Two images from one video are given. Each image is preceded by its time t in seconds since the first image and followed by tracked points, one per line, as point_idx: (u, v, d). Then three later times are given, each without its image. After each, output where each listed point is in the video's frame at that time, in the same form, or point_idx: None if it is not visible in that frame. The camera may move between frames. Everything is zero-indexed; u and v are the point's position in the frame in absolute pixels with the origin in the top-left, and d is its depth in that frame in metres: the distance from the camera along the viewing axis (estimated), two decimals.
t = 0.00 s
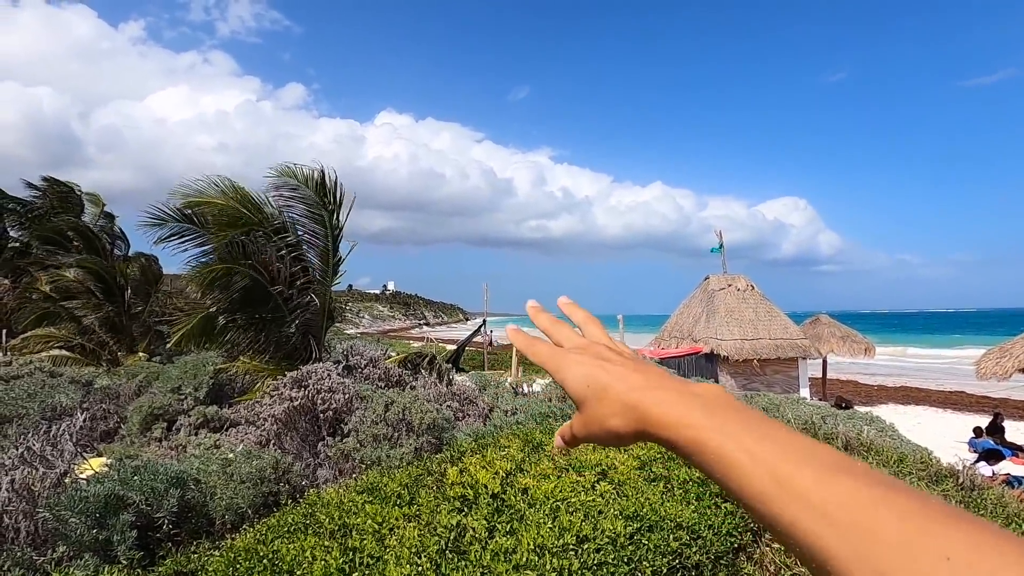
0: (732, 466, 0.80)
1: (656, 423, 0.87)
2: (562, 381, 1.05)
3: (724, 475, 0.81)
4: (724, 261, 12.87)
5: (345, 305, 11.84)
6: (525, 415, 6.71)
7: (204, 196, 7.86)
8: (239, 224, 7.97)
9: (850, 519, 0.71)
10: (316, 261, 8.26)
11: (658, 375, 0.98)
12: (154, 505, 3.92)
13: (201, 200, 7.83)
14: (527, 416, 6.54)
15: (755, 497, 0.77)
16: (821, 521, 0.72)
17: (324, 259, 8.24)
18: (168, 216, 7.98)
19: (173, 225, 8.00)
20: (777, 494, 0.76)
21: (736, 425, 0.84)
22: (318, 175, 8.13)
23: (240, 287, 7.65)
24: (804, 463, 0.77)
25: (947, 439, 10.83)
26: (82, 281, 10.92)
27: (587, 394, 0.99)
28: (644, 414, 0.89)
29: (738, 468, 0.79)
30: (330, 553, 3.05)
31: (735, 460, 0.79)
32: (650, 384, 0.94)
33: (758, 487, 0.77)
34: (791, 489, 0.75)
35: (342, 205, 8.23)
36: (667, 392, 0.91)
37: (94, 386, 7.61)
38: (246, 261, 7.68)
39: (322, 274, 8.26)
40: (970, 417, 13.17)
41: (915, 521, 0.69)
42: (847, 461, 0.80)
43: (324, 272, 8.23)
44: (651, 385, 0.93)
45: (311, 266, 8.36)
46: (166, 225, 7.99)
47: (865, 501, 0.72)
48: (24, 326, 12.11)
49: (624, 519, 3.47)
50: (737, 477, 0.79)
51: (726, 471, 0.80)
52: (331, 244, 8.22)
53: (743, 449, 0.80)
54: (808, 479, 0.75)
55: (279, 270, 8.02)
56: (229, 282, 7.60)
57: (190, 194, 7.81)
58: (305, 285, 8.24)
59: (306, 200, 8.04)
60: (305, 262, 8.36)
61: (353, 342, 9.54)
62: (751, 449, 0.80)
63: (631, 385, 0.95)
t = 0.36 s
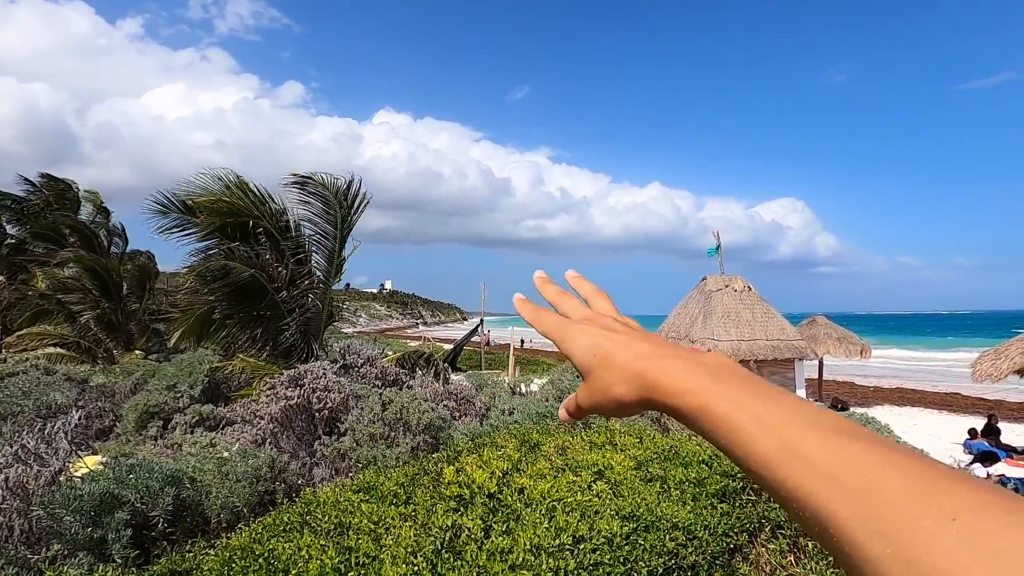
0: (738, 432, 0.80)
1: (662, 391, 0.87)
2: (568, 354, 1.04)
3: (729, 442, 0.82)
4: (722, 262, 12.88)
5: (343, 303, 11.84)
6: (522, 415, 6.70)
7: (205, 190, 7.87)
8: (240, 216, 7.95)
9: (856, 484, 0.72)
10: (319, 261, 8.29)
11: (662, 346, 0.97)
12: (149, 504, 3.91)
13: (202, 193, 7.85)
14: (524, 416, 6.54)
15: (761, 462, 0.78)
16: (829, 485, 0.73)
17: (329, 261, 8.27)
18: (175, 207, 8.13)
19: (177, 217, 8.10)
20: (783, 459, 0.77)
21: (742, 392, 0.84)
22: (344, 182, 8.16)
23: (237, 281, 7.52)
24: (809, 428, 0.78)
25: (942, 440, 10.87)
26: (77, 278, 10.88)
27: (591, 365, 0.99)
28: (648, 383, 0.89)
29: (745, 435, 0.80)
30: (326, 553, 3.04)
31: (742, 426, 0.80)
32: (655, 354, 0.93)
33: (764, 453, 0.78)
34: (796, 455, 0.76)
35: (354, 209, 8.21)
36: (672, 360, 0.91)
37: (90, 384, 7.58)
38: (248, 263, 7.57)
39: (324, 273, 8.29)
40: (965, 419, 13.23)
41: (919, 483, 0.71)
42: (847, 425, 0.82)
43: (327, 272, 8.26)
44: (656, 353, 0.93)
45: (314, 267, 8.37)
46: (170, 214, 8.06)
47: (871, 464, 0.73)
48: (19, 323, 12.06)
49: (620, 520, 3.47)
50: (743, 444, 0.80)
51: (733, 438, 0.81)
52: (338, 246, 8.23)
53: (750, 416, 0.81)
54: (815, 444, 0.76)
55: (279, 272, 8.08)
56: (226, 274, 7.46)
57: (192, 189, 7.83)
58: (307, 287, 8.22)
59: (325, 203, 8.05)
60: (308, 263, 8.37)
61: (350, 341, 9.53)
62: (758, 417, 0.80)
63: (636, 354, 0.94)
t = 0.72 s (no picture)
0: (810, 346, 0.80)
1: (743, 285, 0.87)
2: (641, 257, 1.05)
3: (796, 347, 0.82)
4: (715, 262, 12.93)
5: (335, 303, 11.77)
6: (515, 415, 6.69)
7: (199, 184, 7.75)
8: (233, 215, 7.93)
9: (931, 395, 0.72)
10: (313, 264, 8.29)
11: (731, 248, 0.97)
12: (138, 505, 3.86)
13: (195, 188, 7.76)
14: (517, 415, 6.53)
15: (848, 377, 0.78)
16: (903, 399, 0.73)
17: (321, 261, 8.24)
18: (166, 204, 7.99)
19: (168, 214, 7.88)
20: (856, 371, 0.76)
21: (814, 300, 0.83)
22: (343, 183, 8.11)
23: (229, 278, 7.48)
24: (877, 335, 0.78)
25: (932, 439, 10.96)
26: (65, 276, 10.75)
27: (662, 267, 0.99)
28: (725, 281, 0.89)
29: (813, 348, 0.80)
30: (317, 553, 3.02)
31: (821, 332, 0.79)
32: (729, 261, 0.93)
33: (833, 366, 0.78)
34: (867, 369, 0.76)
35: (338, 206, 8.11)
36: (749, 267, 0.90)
37: (78, 383, 7.50)
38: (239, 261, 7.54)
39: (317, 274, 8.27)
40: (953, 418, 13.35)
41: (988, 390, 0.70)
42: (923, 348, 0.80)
43: (319, 273, 8.23)
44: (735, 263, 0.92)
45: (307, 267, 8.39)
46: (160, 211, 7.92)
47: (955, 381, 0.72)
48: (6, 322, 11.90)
49: (613, 519, 3.47)
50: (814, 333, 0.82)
51: (807, 348, 0.80)
52: (329, 245, 8.17)
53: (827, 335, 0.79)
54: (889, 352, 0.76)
55: (271, 269, 7.97)
56: (218, 271, 7.40)
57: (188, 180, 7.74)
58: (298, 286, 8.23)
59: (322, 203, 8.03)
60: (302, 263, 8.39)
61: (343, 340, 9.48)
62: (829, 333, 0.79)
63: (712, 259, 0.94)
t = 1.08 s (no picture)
0: (780, 363, 0.68)
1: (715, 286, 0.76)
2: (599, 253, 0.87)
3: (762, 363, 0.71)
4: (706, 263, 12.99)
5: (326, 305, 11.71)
6: (509, 416, 6.69)
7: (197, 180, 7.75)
8: (221, 221, 7.84)
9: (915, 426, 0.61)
10: (300, 263, 8.23)
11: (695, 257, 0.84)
12: (128, 510, 3.83)
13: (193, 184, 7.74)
14: (510, 416, 6.53)
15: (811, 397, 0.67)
16: (885, 439, 0.61)
17: (308, 261, 8.19)
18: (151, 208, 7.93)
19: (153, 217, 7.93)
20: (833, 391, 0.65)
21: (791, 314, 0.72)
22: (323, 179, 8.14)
23: (221, 283, 7.42)
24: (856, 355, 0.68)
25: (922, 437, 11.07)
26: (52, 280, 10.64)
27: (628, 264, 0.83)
28: (696, 286, 0.75)
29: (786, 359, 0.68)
30: (310, 557, 3.00)
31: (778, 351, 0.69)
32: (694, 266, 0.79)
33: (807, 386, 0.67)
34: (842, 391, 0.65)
35: (326, 207, 8.17)
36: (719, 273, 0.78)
37: (66, 388, 7.41)
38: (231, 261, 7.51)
39: (306, 274, 8.22)
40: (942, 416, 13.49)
41: (987, 431, 0.59)
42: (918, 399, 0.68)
43: (307, 273, 8.18)
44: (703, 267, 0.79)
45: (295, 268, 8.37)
46: (146, 214, 7.88)
47: (944, 415, 0.61)
48: None
49: (606, 519, 3.47)
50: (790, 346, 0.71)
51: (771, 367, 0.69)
52: (316, 245, 8.13)
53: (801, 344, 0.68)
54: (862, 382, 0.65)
55: (263, 271, 7.96)
56: (209, 277, 7.35)
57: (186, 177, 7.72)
58: (288, 287, 8.21)
59: (306, 203, 8.00)
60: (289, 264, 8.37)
61: (334, 342, 9.44)
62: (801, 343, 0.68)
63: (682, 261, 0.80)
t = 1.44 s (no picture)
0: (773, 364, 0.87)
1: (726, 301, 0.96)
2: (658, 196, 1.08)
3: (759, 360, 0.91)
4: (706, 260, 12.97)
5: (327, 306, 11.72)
6: (511, 416, 6.69)
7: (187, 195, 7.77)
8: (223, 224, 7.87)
9: (918, 438, 0.74)
10: (297, 264, 8.23)
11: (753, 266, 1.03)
12: (132, 514, 3.83)
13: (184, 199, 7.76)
14: (512, 416, 6.53)
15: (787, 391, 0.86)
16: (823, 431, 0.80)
17: (307, 262, 8.20)
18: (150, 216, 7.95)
19: (151, 226, 7.97)
20: (853, 389, 0.80)
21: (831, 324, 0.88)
22: (314, 178, 8.11)
23: (221, 289, 7.46)
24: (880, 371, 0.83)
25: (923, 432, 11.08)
26: (53, 285, 10.63)
27: (681, 223, 1.04)
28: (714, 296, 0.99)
29: (816, 361, 0.83)
30: (313, 559, 3.00)
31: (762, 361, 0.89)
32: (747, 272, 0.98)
33: (830, 385, 0.81)
34: (865, 394, 0.79)
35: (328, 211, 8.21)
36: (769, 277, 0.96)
37: (69, 392, 7.43)
38: (231, 266, 7.52)
39: (304, 276, 8.22)
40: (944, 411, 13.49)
41: (971, 456, 0.72)
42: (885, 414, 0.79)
43: (306, 275, 8.19)
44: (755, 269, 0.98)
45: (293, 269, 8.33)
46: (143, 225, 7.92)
47: (877, 429, 0.76)
48: None
49: (609, 518, 3.47)
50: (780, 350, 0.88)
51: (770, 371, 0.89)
52: (315, 248, 8.16)
53: (833, 358, 0.83)
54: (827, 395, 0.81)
55: (264, 275, 7.92)
56: (210, 284, 7.38)
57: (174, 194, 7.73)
58: (288, 288, 8.18)
59: (299, 203, 7.99)
60: (287, 265, 8.32)
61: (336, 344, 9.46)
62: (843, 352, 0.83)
63: (736, 259, 1.00)
